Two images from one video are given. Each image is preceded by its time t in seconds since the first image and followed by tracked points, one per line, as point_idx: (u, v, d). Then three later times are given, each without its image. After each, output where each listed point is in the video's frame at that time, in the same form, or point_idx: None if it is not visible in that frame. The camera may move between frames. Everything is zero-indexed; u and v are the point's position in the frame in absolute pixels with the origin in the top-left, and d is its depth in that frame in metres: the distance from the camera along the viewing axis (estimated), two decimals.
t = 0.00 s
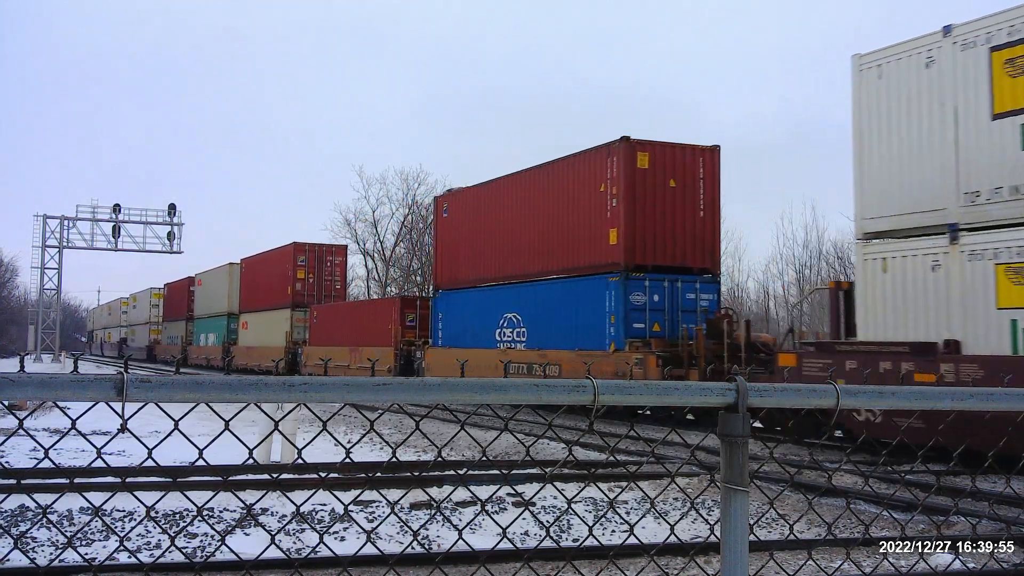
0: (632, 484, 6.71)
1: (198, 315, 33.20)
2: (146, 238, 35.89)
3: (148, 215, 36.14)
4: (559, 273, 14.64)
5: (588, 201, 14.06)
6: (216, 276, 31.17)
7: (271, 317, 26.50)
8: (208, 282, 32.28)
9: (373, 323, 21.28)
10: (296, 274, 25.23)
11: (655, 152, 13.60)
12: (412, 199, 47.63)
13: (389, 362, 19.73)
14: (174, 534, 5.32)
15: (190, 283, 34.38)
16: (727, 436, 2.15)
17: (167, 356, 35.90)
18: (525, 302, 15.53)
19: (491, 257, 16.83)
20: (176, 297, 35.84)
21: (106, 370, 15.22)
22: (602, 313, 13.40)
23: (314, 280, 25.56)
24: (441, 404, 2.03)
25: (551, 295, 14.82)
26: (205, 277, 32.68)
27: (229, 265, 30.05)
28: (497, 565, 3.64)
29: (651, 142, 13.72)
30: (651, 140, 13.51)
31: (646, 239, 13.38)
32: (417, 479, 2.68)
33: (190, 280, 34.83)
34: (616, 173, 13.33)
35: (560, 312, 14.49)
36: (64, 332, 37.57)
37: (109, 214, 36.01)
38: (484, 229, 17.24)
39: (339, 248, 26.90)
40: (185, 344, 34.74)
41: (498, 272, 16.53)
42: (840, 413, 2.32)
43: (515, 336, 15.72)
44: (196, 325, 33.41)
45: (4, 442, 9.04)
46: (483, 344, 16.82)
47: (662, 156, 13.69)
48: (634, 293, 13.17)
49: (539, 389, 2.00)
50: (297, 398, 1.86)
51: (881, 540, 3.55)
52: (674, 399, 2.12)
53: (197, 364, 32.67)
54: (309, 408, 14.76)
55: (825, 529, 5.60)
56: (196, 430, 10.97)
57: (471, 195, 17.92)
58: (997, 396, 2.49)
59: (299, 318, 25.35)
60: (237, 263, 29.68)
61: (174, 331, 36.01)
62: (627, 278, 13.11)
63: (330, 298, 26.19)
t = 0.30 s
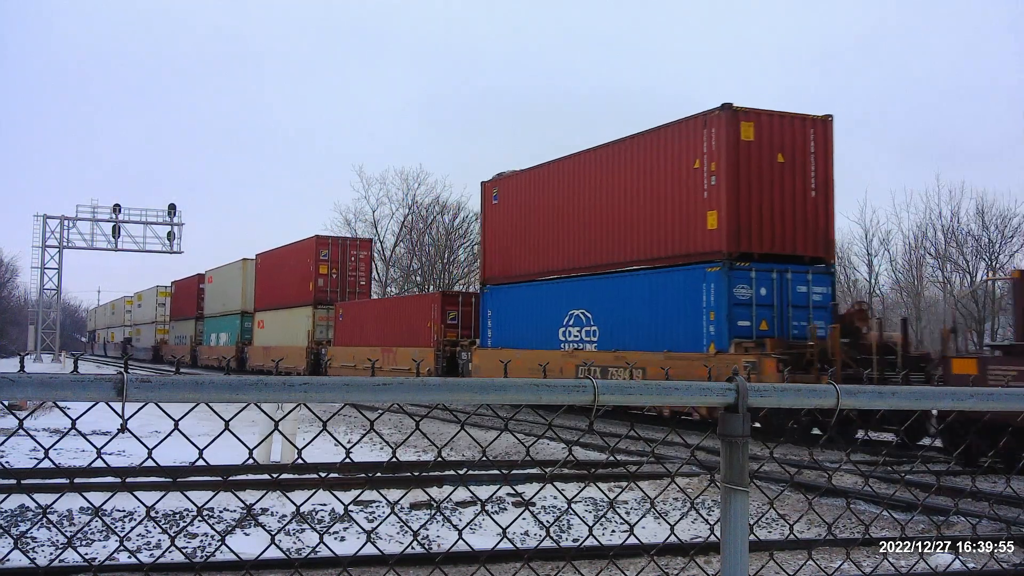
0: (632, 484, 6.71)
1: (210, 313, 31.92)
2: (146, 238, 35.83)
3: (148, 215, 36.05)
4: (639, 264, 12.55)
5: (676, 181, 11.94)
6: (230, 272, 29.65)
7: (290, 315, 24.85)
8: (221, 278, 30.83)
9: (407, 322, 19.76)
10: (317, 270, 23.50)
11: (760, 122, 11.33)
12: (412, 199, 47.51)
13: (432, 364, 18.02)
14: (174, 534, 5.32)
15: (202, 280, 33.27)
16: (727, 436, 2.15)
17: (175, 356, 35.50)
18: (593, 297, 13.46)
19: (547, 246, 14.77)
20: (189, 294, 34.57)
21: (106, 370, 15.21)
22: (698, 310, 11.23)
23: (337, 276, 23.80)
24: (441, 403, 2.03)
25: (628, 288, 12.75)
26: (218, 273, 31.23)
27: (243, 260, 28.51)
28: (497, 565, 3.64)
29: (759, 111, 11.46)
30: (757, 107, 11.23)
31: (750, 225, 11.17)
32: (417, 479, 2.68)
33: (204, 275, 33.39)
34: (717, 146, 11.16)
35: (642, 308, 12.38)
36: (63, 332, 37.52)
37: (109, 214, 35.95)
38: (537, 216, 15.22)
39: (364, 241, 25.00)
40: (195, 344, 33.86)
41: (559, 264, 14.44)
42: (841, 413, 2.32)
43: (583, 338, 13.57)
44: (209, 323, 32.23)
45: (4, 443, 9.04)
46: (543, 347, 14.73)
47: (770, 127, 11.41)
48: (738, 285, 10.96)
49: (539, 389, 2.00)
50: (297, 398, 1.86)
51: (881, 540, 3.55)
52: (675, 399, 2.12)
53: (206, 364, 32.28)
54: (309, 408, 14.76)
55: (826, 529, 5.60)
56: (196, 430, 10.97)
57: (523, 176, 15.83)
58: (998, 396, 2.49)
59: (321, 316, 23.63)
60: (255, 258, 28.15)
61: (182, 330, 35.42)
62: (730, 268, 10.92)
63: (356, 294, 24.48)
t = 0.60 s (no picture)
0: (632, 484, 6.71)
1: (224, 311, 30.73)
2: (146, 238, 35.79)
3: (148, 215, 35.98)
4: (753, 250, 11.29)
5: (800, 153, 10.72)
6: (245, 269, 28.40)
7: (314, 313, 23.49)
8: (235, 274, 29.60)
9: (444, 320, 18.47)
10: (342, 264, 22.16)
11: (903, 83, 10.15)
12: (412, 200, 47.46)
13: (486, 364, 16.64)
14: (174, 534, 5.33)
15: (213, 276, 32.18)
16: (728, 436, 2.15)
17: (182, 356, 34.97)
18: (692, 291, 12.13)
19: (633, 231, 13.51)
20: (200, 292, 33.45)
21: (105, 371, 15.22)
22: (831, 306, 9.95)
23: (363, 271, 22.50)
24: (441, 403, 2.03)
25: (738, 281, 11.41)
26: (232, 269, 29.96)
27: (258, 255, 27.27)
28: (497, 565, 3.64)
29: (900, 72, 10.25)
30: (899, 67, 10.06)
31: (897, 201, 9.91)
32: (417, 479, 2.68)
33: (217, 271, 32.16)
34: (853, 110, 9.95)
35: (758, 303, 11.03)
36: (63, 332, 37.48)
37: (109, 214, 35.91)
38: (619, 199, 13.96)
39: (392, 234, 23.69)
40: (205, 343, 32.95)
41: (649, 251, 13.14)
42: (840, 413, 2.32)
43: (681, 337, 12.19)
44: (221, 322, 31.14)
45: (4, 442, 9.05)
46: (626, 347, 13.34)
47: (911, 91, 10.21)
48: (883, 276, 9.67)
49: (539, 390, 2.00)
50: (298, 398, 1.86)
51: (881, 540, 3.54)
52: (675, 399, 2.11)
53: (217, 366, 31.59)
54: (309, 408, 14.76)
55: (826, 529, 5.60)
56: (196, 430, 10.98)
57: (599, 156, 14.56)
58: (998, 396, 2.49)
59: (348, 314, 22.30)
60: (273, 253, 26.90)
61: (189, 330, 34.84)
62: (873, 255, 9.64)
63: (383, 290, 23.18)
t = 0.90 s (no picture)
0: (632, 484, 6.72)
1: (237, 310, 29.41)
2: (146, 238, 35.76)
3: (148, 215, 35.95)
4: (907, 233, 9.24)
5: (970, 114, 8.72)
6: (261, 264, 27.08)
7: (339, 310, 22.08)
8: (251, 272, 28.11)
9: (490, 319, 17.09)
10: (371, 258, 20.84)
11: None
12: (412, 200, 47.41)
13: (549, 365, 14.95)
14: (174, 534, 5.33)
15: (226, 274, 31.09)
16: (727, 436, 2.15)
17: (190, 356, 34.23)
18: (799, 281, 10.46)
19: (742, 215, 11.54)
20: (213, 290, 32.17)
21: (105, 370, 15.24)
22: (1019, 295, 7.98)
23: (394, 265, 21.21)
24: (441, 404, 2.02)
25: (864, 270, 9.65)
26: (246, 265, 28.65)
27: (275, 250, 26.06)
28: (497, 566, 3.64)
29: None
30: None
31: None
32: (417, 479, 2.68)
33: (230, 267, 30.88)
34: None
35: (898, 298, 9.19)
36: (63, 332, 37.46)
37: (109, 214, 35.90)
38: (713, 183, 12.05)
39: (423, 226, 22.32)
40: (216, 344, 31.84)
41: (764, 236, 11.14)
42: (841, 413, 2.32)
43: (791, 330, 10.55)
44: (234, 322, 29.93)
45: (4, 442, 9.06)
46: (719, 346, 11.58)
47: None
48: None
49: (539, 390, 1.99)
50: (298, 398, 1.86)
51: (882, 540, 3.55)
52: (675, 399, 2.11)
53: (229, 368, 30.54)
54: (309, 408, 14.76)
55: (826, 529, 5.60)
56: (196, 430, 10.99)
57: (698, 126, 12.47)
58: (997, 397, 2.49)
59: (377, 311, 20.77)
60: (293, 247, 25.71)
61: (197, 329, 34.05)
62: None
63: (414, 286, 21.82)
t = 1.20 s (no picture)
0: (632, 484, 6.72)
1: (252, 308, 28.18)
2: (146, 238, 35.70)
3: (148, 215, 35.89)
4: None
5: None
6: (280, 259, 25.77)
7: (371, 308, 20.79)
8: (270, 268, 26.73)
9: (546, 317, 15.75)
10: (406, 251, 19.62)
11: None
12: (412, 200, 47.43)
13: (616, 366, 13.79)
14: (174, 534, 5.33)
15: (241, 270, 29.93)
16: (728, 436, 2.15)
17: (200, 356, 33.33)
18: (904, 278, 9.16)
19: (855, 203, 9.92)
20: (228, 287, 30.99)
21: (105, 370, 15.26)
22: None
23: (429, 258, 19.93)
24: (442, 404, 2.03)
25: None
26: (263, 259, 27.27)
27: (295, 244, 24.84)
28: (497, 565, 3.64)
29: None
30: None
31: None
32: (417, 479, 2.68)
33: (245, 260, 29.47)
34: None
35: None
36: (63, 332, 37.45)
37: (109, 214, 35.90)
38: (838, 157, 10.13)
39: (461, 215, 20.91)
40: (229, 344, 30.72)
41: (899, 222, 9.33)
42: (841, 413, 2.32)
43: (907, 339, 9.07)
44: (247, 319, 28.75)
45: (4, 442, 9.06)
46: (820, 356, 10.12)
47: None
48: None
49: (539, 390, 1.99)
50: (298, 398, 1.86)
51: (882, 540, 3.55)
52: (675, 399, 2.12)
53: (242, 371, 29.31)
54: (309, 408, 14.77)
55: (826, 529, 5.60)
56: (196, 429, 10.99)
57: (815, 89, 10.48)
58: (998, 396, 2.49)
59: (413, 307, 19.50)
60: (317, 241, 24.46)
61: (209, 328, 33.13)
62: None
63: (450, 281, 20.50)
